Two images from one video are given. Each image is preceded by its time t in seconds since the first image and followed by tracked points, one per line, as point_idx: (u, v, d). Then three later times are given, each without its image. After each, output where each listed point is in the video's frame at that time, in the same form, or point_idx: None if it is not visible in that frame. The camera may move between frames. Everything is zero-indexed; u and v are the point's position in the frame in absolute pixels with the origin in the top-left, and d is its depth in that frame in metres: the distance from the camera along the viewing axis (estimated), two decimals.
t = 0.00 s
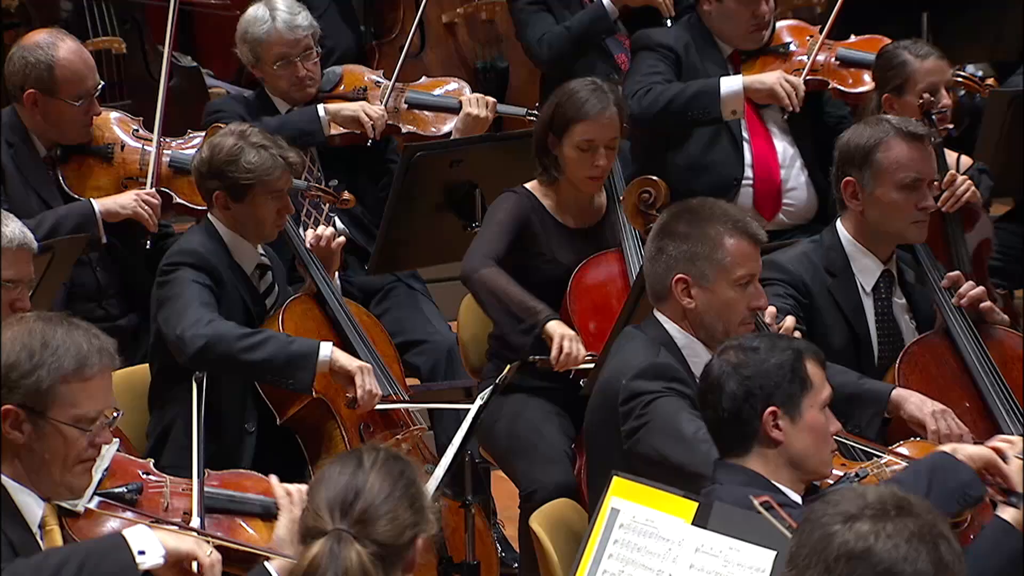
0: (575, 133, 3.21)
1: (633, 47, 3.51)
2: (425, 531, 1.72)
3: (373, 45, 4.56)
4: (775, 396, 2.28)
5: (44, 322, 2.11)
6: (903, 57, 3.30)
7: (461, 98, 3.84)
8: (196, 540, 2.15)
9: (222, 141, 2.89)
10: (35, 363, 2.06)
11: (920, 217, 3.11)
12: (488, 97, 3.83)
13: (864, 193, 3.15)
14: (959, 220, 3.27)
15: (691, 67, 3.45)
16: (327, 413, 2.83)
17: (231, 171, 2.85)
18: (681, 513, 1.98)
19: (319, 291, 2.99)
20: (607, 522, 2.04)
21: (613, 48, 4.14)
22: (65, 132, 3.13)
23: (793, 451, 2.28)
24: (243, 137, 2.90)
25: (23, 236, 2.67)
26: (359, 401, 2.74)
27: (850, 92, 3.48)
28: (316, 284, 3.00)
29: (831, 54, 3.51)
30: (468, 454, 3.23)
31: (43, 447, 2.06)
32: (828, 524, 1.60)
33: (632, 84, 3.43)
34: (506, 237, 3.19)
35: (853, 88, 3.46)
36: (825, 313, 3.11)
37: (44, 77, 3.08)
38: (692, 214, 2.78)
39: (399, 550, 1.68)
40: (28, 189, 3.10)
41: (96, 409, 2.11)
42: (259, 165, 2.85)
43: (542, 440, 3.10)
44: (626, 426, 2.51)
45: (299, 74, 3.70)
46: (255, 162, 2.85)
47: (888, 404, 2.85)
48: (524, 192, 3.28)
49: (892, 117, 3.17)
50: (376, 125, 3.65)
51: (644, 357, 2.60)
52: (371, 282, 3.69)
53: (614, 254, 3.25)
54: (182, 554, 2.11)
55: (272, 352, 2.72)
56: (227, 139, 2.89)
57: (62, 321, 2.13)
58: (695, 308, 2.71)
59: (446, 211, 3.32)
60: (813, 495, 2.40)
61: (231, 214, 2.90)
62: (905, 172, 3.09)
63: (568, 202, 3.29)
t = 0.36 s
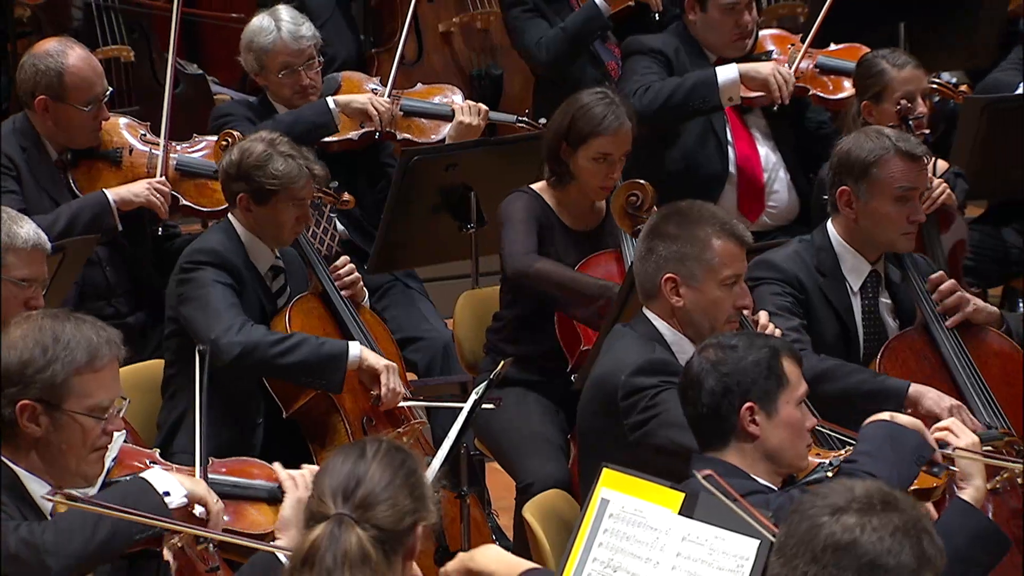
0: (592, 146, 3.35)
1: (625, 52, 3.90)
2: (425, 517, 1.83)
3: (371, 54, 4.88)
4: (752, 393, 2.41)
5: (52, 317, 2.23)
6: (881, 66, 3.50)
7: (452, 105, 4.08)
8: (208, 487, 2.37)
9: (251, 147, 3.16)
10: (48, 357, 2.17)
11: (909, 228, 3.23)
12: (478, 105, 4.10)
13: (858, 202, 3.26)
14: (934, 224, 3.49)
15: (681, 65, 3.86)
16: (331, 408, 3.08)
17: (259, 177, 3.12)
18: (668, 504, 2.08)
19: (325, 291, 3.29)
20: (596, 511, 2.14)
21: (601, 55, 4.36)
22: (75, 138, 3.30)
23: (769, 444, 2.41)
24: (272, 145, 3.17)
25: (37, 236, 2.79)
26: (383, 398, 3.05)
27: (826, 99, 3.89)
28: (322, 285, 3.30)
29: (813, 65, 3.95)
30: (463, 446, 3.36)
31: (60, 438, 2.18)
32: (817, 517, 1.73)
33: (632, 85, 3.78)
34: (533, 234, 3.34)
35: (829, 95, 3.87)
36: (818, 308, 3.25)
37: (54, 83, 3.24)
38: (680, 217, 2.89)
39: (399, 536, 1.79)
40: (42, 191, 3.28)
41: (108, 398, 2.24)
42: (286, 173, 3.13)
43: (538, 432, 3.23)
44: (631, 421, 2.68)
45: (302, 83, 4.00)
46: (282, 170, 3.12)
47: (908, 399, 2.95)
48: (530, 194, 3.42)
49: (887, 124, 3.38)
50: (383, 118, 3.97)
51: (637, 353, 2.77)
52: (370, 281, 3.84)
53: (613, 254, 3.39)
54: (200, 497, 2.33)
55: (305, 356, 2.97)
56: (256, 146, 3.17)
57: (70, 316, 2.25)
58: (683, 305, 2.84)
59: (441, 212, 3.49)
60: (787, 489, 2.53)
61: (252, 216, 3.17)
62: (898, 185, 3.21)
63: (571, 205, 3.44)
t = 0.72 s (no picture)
0: (576, 142, 3.51)
1: (617, 57, 4.16)
2: (428, 505, 1.90)
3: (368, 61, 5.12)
4: (734, 389, 2.54)
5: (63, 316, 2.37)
6: (858, 74, 3.64)
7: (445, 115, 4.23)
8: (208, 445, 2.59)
9: (267, 151, 3.43)
10: (61, 355, 2.30)
11: (892, 233, 3.36)
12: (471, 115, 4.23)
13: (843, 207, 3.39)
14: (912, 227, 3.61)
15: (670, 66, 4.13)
16: (336, 398, 3.37)
17: (276, 179, 3.38)
18: (655, 493, 2.24)
19: (331, 288, 3.58)
20: (586, 499, 2.33)
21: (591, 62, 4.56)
22: (86, 141, 3.58)
23: (752, 437, 2.54)
24: (286, 149, 3.44)
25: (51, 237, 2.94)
26: (416, 383, 3.43)
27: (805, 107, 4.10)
28: (328, 282, 3.58)
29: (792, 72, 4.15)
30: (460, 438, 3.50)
31: (73, 432, 2.32)
32: (797, 506, 1.88)
33: (632, 85, 4.01)
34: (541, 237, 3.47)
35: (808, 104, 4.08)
36: (808, 304, 3.39)
37: (68, 92, 3.49)
38: (669, 219, 3.03)
39: (404, 521, 1.85)
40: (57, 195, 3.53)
41: (118, 394, 2.39)
42: (300, 175, 3.40)
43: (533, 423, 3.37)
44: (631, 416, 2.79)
45: (302, 90, 4.17)
46: (297, 172, 3.40)
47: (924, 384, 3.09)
48: (530, 196, 3.54)
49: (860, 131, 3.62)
50: (384, 109, 4.14)
51: (632, 350, 2.88)
52: (369, 280, 4.00)
53: (605, 252, 3.54)
54: (210, 458, 2.56)
55: (346, 344, 3.28)
56: (272, 149, 3.43)
57: (80, 315, 2.39)
58: (672, 302, 2.97)
59: (437, 214, 3.63)
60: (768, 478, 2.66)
61: (265, 215, 3.44)
62: (882, 192, 3.33)
63: (568, 206, 3.58)
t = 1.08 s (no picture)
0: (558, 141, 3.65)
1: (607, 67, 4.34)
2: (430, 492, 2.04)
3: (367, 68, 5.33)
4: (716, 381, 2.67)
5: (76, 314, 2.50)
6: (835, 79, 3.79)
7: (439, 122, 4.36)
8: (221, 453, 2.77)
9: (267, 152, 3.57)
10: (76, 352, 2.44)
11: (868, 225, 3.51)
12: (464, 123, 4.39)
13: (819, 203, 3.52)
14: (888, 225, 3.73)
15: (656, 75, 4.30)
16: (335, 392, 3.51)
17: (275, 178, 3.52)
18: (643, 483, 2.34)
19: (329, 287, 3.73)
20: (576, 488, 2.42)
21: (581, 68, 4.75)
22: (98, 145, 3.81)
23: (732, 427, 2.67)
24: (286, 150, 3.58)
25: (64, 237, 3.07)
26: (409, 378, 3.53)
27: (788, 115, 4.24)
28: (325, 281, 3.74)
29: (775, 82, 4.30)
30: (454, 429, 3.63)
31: (85, 427, 2.43)
32: (778, 493, 2.01)
33: (619, 96, 4.18)
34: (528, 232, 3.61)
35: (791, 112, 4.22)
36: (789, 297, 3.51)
37: (79, 99, 3.74)
38: (657, 219, 3.16)
39: (407, 506, 1.99)
40: (70, 195, 3.80)
41: (129, 390, 2.49)
42: (299, 175, 3.54)
43: (524, 415, 3.50)
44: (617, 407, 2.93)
45: (303, 97, 4.31)
46: (296, 172, 3.53)
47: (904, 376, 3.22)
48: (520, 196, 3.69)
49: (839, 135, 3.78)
50: (382, 111, 4.29)
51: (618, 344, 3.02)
52: (368, 277, 4.14)
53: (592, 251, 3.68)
54: (219, 464, 2.73)
55: (338, 335, 3.42)
56: (272, 150, 3.57)
57: (93, 315, 2.51)
58: (658, 299, 3.10)
59: (433, 214, 3.77)
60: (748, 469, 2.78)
61: (265, 213, 3.58)
62: (856, 185, 3.48)
63: (555, 206, 3.72)
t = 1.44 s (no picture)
0: (541, 142, 3.78)
1: (595, 74, 4.50)
2: (431, 480, 2.19)
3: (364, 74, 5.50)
4: (697, 373, 2.80)
5: (83, 310, 2.63)
6: (814, 84, 3.97)
7: (433, 125, 4.50)
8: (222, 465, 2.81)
9: (264, 152, 3.70)
10: (83, 348, 2.58)
11: (844, 221, 3.65)
12: (457, 125, 4.51)
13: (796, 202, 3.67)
14: (864, 225, 3.87)
15: (643, 81, 4.45)
16: (331, 385, 3.63)
17: (271, 178, 3.65)
18: (630, 472, 2.44)
19: (326, 285, 3.85)
20: (566, 477, 2.52)
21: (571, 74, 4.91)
22: (103, 149, 3.96)
23: (713, 418, 2.81)
24: (282, 151, 3.71)
25: (73, 237, 3.19)
26: (397, 365, 3.66)
27: (770, 120, 4.43)
28: (322, 278, 3.86)
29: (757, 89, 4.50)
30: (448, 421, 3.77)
31: (91, 419, 2.57)
32: (763, 481, 2.13)
33: (604, 106, 4.34)
34: (508, 230, 3.78)
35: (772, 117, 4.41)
36: (766, 292, 3.67)
37: (82, 104, 3.87)
38: (642, 219, 3.29)
39: (409, 495, 2.15)
40: (76, 198, 3.96)
41: (135, 383, 2.63)
42: (294, 175, 3.66)
43: (515, 407, 3.63)
44: (599, 395, 3.10)
45: (302, 102, 4.45)
46: (292, 173, 3.66)
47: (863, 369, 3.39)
48: (509, 195, 3.86)
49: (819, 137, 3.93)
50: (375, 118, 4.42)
51: (603, 335, 3.19)
52: (365, 274, 4.27)
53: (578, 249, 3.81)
54: (214, 477, 2.77)
55: (324, 324, 3.53)
56: (269, 152, 3.70)
57: (99, 310, 2.64)
58: (644, 295, 3.24)
59: (427, 215, 3.91)
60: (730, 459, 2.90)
61: (263, 213, 3.71)
62: (831, 182, 3.62)
63: (539, 205, 3.87)
